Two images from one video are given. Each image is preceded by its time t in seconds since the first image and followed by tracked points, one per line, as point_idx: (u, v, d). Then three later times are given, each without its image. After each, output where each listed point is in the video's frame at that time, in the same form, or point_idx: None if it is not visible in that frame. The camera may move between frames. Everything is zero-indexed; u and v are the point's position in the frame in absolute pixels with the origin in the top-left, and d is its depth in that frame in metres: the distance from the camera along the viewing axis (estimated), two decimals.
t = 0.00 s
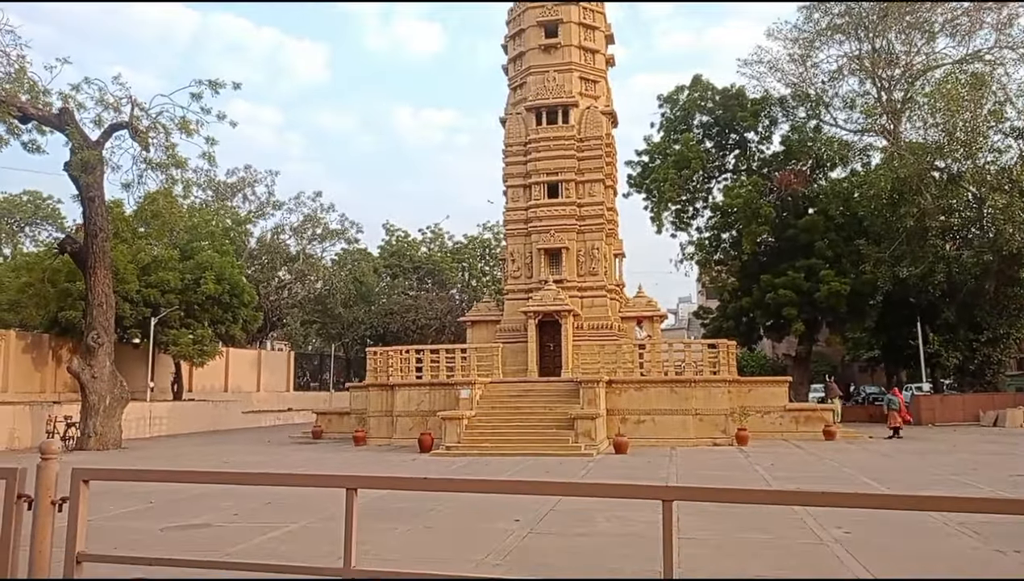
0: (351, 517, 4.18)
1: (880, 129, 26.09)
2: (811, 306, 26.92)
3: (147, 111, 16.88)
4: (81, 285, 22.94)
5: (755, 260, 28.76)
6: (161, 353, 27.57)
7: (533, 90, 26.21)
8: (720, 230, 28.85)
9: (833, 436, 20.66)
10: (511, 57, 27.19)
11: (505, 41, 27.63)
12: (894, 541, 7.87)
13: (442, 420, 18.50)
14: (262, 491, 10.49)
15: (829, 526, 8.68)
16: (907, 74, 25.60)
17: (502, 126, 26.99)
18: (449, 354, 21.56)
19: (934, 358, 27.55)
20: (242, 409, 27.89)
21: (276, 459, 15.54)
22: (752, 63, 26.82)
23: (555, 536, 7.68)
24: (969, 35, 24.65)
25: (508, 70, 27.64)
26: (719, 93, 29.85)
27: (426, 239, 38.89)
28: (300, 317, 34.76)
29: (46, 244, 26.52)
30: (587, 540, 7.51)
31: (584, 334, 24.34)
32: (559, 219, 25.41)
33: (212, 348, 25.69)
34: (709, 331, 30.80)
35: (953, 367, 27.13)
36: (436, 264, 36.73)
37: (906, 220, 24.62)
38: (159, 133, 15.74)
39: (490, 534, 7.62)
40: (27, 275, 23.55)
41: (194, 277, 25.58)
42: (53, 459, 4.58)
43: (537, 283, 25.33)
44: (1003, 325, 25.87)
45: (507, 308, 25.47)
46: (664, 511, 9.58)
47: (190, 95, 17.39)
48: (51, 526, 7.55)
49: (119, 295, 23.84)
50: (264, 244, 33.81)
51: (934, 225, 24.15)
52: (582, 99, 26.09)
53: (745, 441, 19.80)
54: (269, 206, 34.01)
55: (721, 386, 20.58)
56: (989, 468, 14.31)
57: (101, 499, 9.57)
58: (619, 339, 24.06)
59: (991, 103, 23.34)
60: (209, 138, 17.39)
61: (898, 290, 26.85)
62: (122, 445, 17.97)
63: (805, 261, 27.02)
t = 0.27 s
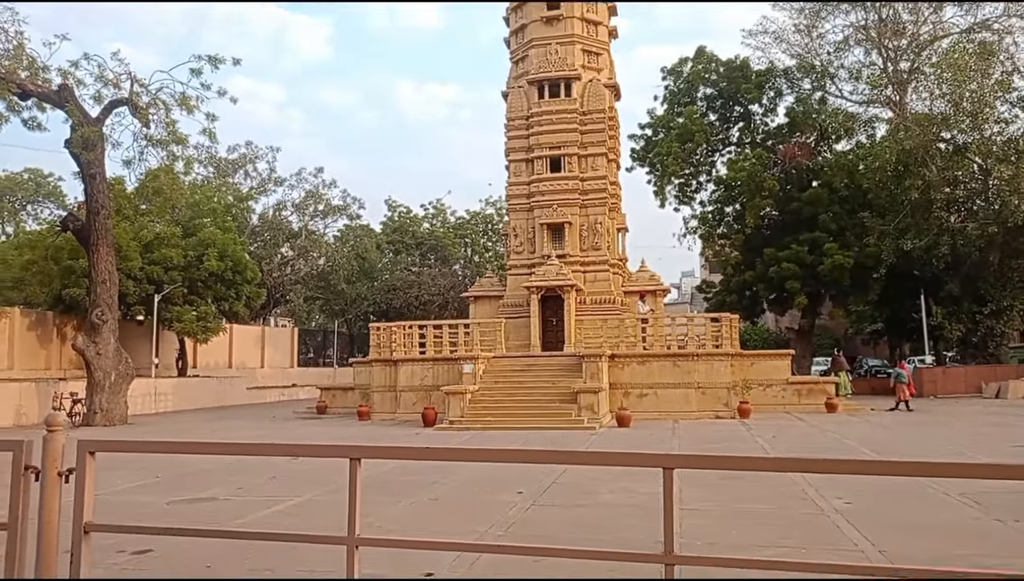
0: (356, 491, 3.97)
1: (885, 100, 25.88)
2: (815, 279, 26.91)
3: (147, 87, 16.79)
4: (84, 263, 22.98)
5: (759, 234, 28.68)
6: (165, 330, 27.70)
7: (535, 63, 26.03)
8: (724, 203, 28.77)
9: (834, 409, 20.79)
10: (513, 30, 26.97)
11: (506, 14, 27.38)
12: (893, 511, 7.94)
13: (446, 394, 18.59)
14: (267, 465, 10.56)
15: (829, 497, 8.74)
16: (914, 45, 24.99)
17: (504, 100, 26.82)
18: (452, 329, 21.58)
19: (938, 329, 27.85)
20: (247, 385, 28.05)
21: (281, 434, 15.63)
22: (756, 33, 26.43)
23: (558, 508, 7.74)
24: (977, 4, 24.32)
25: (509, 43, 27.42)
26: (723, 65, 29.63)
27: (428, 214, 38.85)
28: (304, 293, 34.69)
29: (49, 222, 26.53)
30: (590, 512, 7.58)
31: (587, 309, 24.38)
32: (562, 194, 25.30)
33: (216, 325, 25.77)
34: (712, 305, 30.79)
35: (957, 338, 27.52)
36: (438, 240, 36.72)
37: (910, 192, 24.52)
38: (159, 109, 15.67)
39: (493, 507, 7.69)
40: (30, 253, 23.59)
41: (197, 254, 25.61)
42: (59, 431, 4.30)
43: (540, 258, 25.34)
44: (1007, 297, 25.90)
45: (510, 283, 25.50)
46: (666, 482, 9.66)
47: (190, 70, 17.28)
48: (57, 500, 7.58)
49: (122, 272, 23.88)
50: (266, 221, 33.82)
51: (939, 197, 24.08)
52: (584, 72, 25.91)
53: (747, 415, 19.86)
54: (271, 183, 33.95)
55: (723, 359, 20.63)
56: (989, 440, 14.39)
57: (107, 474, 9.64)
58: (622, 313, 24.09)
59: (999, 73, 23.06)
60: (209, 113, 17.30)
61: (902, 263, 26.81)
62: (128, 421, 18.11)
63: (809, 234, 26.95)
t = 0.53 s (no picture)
0: (340, 477, 3.89)
1: (872, 85, 25.85)
2: (802, 264, 27.04)
3: (130, 70, 16.59)
4: (68, 248, 22.79)
5: (747, 219, 28.75)
6: (151, 316, 27.55)
7: (523, 47, 25.90)
8: (712, 187, 28.83)
9: (821, 392, 20.97)
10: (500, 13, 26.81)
11: None
12: (878, 493, 8.00)
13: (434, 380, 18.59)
14: (255, 451, 10.53)
15: (815, 479, 8.80)
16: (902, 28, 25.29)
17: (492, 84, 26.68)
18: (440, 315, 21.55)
19: (923, 314, 27.92)
20: (235, 371, 27.96)
21: (269, 420, 15.58)
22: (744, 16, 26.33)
23: (546, 492, 7.76)
24: None
25: (497, 26, 27.25)
26: (712, 49, 29.59)
27: (416, 200, 38.72)
28: (290, 279, 34.80)
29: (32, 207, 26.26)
30: (578, 496, 7.60)
31: (576, 294, 24.39)
32: (550, 178, 25.25)
33: (203, 311, 25.63)
34: (700, 291, 30.88)
35: (941, 322, 27.52)
36: (426, 225, 36.61)
37: (897, 176, 24.60)
38: (143, 92, 15.50)
39: (481, 492, 7.69)
40: (13, 238, 23.35)
41: (183, 240, 25.44)
42: (41, 416, 4.28)
43: (529, 244, 25.31)
44: (991, 282, 26.24)
45: (498, 269, 25.49)
46: (653, 466, 9.70)
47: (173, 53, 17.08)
48: (40, 487, 7.53)
49: (107, 258, 23.67)
50: (253, 206, 33.63)
51: (925, 181, 24.19)
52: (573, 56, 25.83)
53: (735, 399, 19.96)
54: (257, 167, 33.71)
55: (711, 344, 20.70)
56: (974, 423, 14.52)
57: (92, 461, 9.58)
58: (610, 299, 24.13)
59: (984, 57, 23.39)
60: (194, 97, 17.12)
61: (888, 247, 26.95)
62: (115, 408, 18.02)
63: (796, 219, 27.03)
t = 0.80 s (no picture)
0: (314, 468, 3.87)
1: (854, 82, 26.03)
2: (782, 259, 27.18)
3: (108, 57, 16.37)
4: (43, 237, 22.49)
5: (728, 214, 28.91)
6: (128, 306, 27.29)
7: (507, 39, 25.83)
8: (694, 182, 29.00)
9: (799, 386, 21.17)
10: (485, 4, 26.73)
11: None
12: (853, 485, 8.11)
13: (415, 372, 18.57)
14: (232, 443, 10.47)
15: (792, 472, 8.89)
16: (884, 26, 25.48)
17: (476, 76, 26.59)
18: (421, 307, 21.50)
19: (900, 310, 28.41)
20: (214, 362, 27.78)
21: (248, 412, 15.50)
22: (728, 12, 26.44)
23: (525, 484, 7.78)
24: None
25: (481, 18, 27.16)
26: (696, 44, 29.66)
27: (398, 191, 38.60)
28: (272, 271, 34.38)
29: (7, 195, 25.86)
30: (557, 487, 7.63)
31: (558, 287, 24.44)
32: (532, 171, 25.24)
33: (182, 302, 25.39)
34: (681, 285, 31.03)
35: (917, 318, 28.13)
36: (409, 217, 36.51)
37: (876, 174, 24.74)
38: (121, 79, 15.30)
39: (460, 483, 7.71)
40: None
41: (162, 229, 25.18)
42: (9, 406, 4.15)
43: (511, 237, 25.32)
44: (966, 279, 26.55)
45: (480, 261, 25.48)
46: (632, 458, 9.76)
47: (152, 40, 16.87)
48: (14, 478, 7.44)
49: (84, 248, 23.38)
50: (233, 196, 33.41)
51: (904, 178, 24.36)
52: (556, 49, 25.80)
53: (714, 392, 20.07)
54: (238, 157, 33.43)
55: (691, 338, 20.82)
56: (948, 417, 14.72)
57: (67, 452, 9.49)
58: (592, 292, 24.19)
59: (964, 56, 23.64)
60: (173, 85, 16.92)
61: (867, 243, 27.18)
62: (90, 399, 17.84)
63: (777, 215, 27.19)
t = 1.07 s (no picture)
0: (265, 463, 3.81)
1: (814, 80, 26.46)
2: (743, 254, 27.47)
3: (63, 42, 15.98)
4: None
5: (691, 209, 29.17)
6: (83, 298, 26.73)
7: (473, 31, 25.75)
8: (658, 177, 29.04)
9: (759, 379, 21.50)
10: None
11: None
12: (809, 477, 8.24)
13: (378, 365, 18.47)
14: (189, 437, 10.32)
15: (749, 464, 9.02)
16: (844, 26, 25.99)
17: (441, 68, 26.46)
18: (384, 301, 21.36)
19: (857, 305, 28.58)
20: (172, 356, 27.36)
21: (206, 406, 15.29)
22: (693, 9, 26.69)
23: (486, 477, 7.80)
24: None
25: (448, 9, 27.02)
26: (661, 40, 29.86)
27: (363, 183, 38.31)
28: (233, 262, 34.20)
29: None
30: (517, 481, 7.66)
31: (523, 281, 24.49)
32: (498, 165, 25.20)
33: (139, 294, 24.86)
34: (645, 279, 31.21)
35: (873, 313, 28.24)
36: (373, 210, 36.28)
37: (835, 171, 25.15)
38: (76, 65, 14.95)
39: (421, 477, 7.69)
40: None
41: (119, 220, 24.67)
42: None
43: (476, 230, 25.27)
44: (921, 275, 27.12)
45: (445, 255, 25.41)
46: (593, 451, 9.83)
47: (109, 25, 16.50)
48: None
49: (37, 238, 22.83)
50: (193, 186, 33.49)
51: (862, 176, 24.78)
52: (522, 42, 25.80)
53: (676, 385, 20.26)
54: (198, 146, 32.90)
55: (654, 332, 20.98)
56: (901, 410, 15.06)
57: (17, 447, 9.27)
58: (556, 286, 24.27)
59: (920, 56, 24.18)
60: (130, 72, 16.57)
61: (826, 239, 27.60)
62: (43, 392, 17.45)
63: (739, 211, 27.49)
